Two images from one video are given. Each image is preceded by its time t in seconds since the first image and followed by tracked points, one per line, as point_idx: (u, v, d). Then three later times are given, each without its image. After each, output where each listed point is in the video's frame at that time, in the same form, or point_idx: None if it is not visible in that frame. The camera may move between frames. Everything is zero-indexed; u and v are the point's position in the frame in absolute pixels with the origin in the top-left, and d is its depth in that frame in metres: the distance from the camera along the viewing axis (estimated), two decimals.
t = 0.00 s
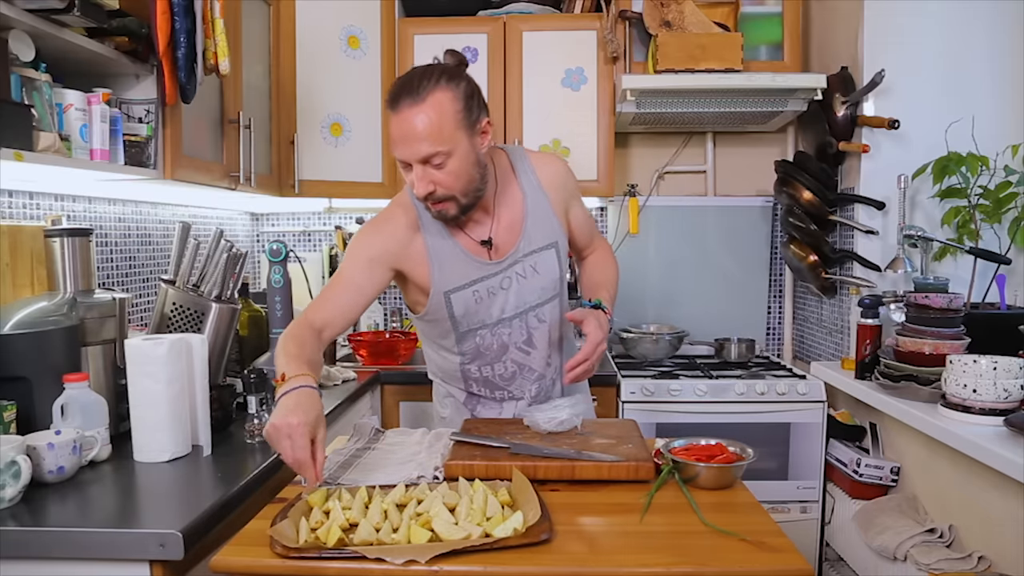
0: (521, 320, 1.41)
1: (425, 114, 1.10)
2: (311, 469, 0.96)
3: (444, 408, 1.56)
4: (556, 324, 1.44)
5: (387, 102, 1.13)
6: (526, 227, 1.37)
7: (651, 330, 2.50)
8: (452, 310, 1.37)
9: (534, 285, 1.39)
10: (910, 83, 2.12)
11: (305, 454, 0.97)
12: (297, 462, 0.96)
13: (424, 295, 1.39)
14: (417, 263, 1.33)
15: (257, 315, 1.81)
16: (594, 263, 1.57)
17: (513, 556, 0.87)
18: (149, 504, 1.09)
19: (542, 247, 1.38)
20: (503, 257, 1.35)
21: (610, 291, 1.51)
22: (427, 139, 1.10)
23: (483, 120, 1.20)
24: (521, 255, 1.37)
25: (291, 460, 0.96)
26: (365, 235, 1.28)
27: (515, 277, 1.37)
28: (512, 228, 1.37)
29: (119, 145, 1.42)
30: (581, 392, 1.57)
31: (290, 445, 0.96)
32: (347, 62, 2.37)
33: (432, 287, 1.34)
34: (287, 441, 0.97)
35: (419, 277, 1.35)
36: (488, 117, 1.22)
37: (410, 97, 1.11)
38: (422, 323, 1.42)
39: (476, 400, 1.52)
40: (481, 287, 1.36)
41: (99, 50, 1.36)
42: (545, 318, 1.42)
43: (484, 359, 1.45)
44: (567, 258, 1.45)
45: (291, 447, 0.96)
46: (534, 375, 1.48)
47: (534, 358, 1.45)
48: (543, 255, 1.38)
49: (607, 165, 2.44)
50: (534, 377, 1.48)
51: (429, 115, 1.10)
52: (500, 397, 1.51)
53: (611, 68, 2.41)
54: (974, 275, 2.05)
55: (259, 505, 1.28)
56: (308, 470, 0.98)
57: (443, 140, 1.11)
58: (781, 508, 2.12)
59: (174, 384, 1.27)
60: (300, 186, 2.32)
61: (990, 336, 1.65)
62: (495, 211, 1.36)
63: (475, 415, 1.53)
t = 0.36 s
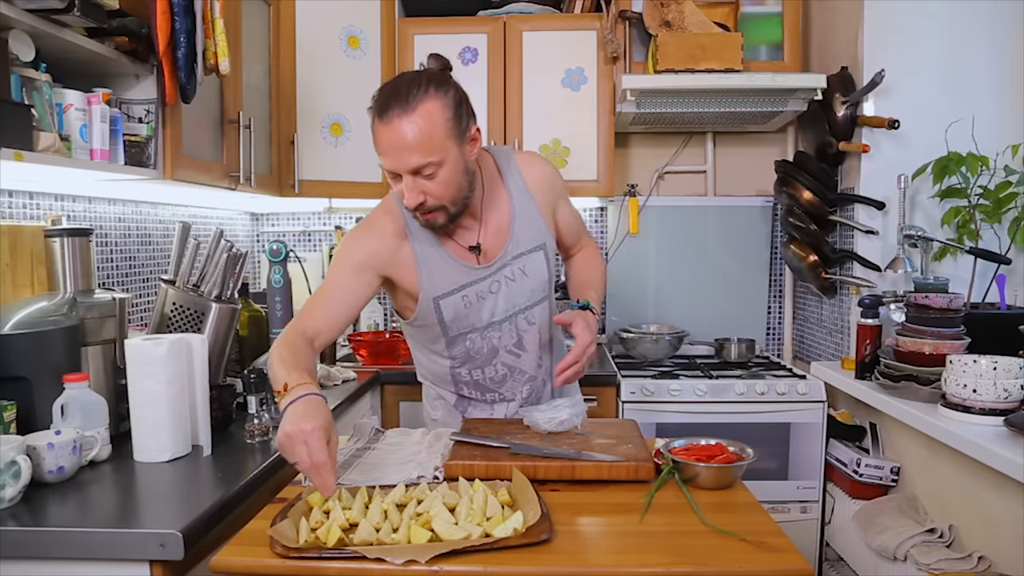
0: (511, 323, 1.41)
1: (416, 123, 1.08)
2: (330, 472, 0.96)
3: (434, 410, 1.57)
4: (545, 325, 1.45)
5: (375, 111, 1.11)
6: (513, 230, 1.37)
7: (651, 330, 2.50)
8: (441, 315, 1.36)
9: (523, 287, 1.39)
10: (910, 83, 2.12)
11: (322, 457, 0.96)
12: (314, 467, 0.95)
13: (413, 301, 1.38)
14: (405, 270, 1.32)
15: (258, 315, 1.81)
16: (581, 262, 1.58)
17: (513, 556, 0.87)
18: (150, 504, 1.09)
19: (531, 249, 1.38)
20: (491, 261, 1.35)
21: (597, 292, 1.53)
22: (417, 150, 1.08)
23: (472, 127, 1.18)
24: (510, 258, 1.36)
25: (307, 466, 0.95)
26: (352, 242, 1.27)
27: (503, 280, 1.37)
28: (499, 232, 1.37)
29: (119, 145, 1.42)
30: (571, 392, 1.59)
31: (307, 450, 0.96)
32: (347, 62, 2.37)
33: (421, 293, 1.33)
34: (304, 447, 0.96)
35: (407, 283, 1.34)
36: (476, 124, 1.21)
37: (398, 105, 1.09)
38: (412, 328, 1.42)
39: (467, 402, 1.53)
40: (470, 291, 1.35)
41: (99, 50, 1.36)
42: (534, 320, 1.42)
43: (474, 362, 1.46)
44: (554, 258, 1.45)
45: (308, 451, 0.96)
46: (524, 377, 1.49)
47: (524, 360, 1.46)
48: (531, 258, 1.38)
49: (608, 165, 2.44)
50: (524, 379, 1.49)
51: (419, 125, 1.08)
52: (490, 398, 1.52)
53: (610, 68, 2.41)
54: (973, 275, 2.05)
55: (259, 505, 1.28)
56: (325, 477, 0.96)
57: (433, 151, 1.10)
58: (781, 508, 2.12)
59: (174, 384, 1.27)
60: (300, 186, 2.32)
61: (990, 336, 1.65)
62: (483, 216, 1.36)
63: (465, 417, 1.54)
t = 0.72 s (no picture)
0: (504, 325, 1.41)
1: (411, 129, 1.07)
2: (335, 476, 0.96)
3: (430, 412, 1.57)
4: (538, 327, 1.45)
5: (368, 115, 1.09)
6: (506, 232, 1.36)
7: (651, 330, 2.50)
8: (434, 319, 1.36)
9: (516, 289, 1.39)
10: (911, 83, 2.12)
11: (328, 461, 0.96)
12: (321, 471, 0.96)
13: (405, 303, 1.38)
14: (396, 273, 1.31)
15: (258, 315, 1.80)
16: (572, 261, 1.59)
17: (513, 556, 0.87)
18: (150, 504, 1.09)
19: (523, 250, 1.38)
20: (484, 263, 1.35)
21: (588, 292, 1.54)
22: (413, 156, 1.08)
23: (465, 130, 1.18)
24: (502, 259, 1.36)
25: (313, 470, 0.96)
26: (342, 245, 1.26)
27: (496, 282, 1.37)
28: (492, 234, 1.37)
29: (119, 145, 1.42)
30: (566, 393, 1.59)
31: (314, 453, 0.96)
32: (347, 62, 2.37)
33: (414, 296, 1.33)
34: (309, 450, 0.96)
35: (398, 286, 1.33)
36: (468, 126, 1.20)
37: (393, 111, 1.07)
38: (405, 331, 1.42)
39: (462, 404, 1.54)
40: (463, 294, 1.35)
41: (99, 50, 1.36)
42: (527, 321, 1.42)
43: (468, 365, 1.46)
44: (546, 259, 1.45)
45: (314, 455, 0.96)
46: (518, 379, 1.49)
47: (519, 362, 1.46)
48: (524, 259, 1.38)
49: (608, 165, 2.44)
50: (518, 380, 1.49)
51: (415, 131, 1.07)
52: (486, 400, 1.52)
53: (611, 68, 2.41)
54: (973, 275, 2.05)
55: (259, 505, 1.28)
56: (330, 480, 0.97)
57: (428, 156, 1.09)
58: (781, 508, 2.12)
59: (174, 384, 1.27)
60: (300, 186, 2.32)
61: (990, 336, 1.65)
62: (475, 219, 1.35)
63: (461, 419, 1.54)
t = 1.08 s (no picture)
0: (504, 327, 1.41)
1: (418, 135, 1.06)
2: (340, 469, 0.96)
3: (431, 411, 1.57)
4: (538, 328, 1.45)
5: (373, 121, 1.09)
6: (506, 234, 1.36)
7: (651, 330, 2.50)
8: (434, 321, 1.36)
9: (515, 291, 1.39)
10: (911, 83, 2.12)
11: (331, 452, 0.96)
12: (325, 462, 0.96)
13: (406, 305, 1.38)
14: (396, 275, 1.31)
15: (258, 315, 1.80)
16: (572, 262, 1.59)
17: (513, 556, 0.87)
18: (149, 504, 1.09)
19: (523, 252, 1.38)
20: (483, 265, 1.35)
21: (589, 292, 1.54)
22: (420, 162, 1.07)
23: (470, 136, 1.17)
24: (502, 262, 1.36)
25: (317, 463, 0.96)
26: (341, 247, 1.26)
27: (496, 284, 1.36)
28: (492, 236, 1.37)
29: (119, 145, 1.42)
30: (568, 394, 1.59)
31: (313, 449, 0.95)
32: (347, 62, 2.37)
33: (414, 298, 1.33)
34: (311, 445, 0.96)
35: (399, 288, 1.33)
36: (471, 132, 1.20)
37: (399, 117, 1.07)
38: (406, 333, 1.41)
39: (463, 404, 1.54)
40: (463, 296, 1.35)
41: (99, 50, 1.36)
42: (527, 323, 1.42)
43: (469, 366, 1.46)
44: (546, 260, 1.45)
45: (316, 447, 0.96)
46: (518, 380, 1.49)
47: (518, 363, 1.46)
48: (524, 261, 1.38)
49: (608, 165, 2.44)
50: (518, 381, 1.49)
51: (422, 137, 1.07)
52: (486, 401, 1.52)
53: (611, 68, 2.41)
54: (973, 275, 2.05)
55: (259, 505, 1.28)
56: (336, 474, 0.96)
57: (435, 163, 1.08)
58: (781, 508, 2.12)
59: (174, 384, 1.27)
60: (301, 186, 2.32)
61: (990, 336, 1.65)
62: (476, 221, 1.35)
63: (462, 419, 1.54)
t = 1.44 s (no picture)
0: (517, 325, 1.40)
1: (463, 139, 1.06)
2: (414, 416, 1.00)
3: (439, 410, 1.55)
4: (550, 329, 1.44)
5: (415, 124, 1.08)
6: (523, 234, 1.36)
7: (651, 330, 2.50)
8: (449, 316, 1.35)
9: (529, 290, 1.38)
10: (910, 83, 2.12)
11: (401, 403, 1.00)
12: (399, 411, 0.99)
13: (420, 300, 1.37)
14: (413, 270, 1.30)
15: (257, 316, 1.80)
16: (583, 264, 1.60)
17: (513, 556, 0.87)
18: (150, 504, 1.09)
19: (537, 252, 1.37)
20: (500, 263, 1.34)
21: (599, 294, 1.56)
22: (464, 166, 1.07)
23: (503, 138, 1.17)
24: (518, 260, 1.35)
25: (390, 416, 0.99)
26: (360, 243, 1.26)
27: (511, 282, 1.35)
28: (510, 234, 1.36)
29: (119, 145, 1.42)
30: (577, 394, 1.60)
31: (392, 396, 1.01)
32: (347, 62, 2.37)
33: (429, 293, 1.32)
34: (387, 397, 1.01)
35: (416, 283, 1.33)
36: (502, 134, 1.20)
37: (443, 121, 1.06)
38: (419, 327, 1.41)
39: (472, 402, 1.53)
40: (479, 293, 1.34)
41: (99, 50, 1.36)
42: (540, 322, 1.42)
43: (480, 364, 1.45)
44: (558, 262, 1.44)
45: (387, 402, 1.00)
46: (529, 378, 1.48)
47: (530, 362, 1.46)
48: (538, 260, 1.37)
49: (608, 165, 2.44)
50: (528, 380, 1.49)
51: (467, 142, 1.06)
52: (496, 399, 1.51)
53: (611, 68, 2.41)
54: (974, 275, 2.05)
55: (259, 505, 1.28)
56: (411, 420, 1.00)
57: (479, 166, 1.08)
58: (781, 508, 2.13)
59: (174, 384, 1.27)
60: (301, 186, 2.32)
61: (990, 336, 1.65)
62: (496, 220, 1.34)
63: (471, 417, 1.53)
